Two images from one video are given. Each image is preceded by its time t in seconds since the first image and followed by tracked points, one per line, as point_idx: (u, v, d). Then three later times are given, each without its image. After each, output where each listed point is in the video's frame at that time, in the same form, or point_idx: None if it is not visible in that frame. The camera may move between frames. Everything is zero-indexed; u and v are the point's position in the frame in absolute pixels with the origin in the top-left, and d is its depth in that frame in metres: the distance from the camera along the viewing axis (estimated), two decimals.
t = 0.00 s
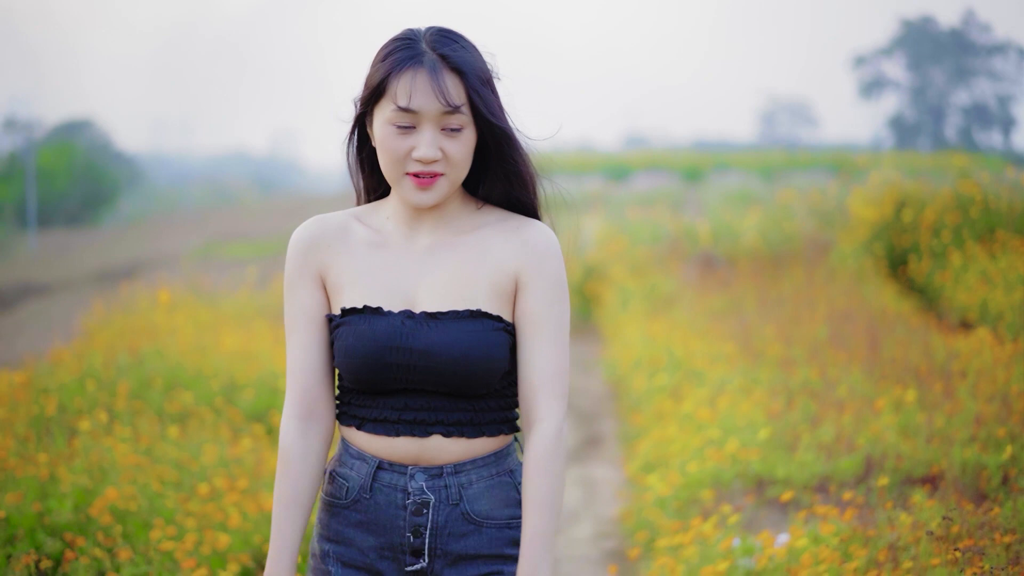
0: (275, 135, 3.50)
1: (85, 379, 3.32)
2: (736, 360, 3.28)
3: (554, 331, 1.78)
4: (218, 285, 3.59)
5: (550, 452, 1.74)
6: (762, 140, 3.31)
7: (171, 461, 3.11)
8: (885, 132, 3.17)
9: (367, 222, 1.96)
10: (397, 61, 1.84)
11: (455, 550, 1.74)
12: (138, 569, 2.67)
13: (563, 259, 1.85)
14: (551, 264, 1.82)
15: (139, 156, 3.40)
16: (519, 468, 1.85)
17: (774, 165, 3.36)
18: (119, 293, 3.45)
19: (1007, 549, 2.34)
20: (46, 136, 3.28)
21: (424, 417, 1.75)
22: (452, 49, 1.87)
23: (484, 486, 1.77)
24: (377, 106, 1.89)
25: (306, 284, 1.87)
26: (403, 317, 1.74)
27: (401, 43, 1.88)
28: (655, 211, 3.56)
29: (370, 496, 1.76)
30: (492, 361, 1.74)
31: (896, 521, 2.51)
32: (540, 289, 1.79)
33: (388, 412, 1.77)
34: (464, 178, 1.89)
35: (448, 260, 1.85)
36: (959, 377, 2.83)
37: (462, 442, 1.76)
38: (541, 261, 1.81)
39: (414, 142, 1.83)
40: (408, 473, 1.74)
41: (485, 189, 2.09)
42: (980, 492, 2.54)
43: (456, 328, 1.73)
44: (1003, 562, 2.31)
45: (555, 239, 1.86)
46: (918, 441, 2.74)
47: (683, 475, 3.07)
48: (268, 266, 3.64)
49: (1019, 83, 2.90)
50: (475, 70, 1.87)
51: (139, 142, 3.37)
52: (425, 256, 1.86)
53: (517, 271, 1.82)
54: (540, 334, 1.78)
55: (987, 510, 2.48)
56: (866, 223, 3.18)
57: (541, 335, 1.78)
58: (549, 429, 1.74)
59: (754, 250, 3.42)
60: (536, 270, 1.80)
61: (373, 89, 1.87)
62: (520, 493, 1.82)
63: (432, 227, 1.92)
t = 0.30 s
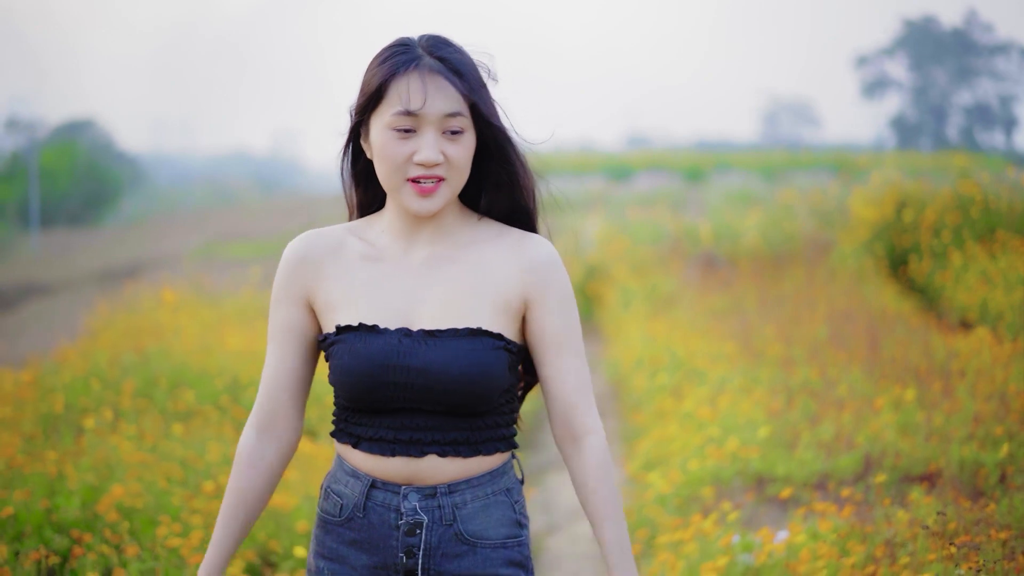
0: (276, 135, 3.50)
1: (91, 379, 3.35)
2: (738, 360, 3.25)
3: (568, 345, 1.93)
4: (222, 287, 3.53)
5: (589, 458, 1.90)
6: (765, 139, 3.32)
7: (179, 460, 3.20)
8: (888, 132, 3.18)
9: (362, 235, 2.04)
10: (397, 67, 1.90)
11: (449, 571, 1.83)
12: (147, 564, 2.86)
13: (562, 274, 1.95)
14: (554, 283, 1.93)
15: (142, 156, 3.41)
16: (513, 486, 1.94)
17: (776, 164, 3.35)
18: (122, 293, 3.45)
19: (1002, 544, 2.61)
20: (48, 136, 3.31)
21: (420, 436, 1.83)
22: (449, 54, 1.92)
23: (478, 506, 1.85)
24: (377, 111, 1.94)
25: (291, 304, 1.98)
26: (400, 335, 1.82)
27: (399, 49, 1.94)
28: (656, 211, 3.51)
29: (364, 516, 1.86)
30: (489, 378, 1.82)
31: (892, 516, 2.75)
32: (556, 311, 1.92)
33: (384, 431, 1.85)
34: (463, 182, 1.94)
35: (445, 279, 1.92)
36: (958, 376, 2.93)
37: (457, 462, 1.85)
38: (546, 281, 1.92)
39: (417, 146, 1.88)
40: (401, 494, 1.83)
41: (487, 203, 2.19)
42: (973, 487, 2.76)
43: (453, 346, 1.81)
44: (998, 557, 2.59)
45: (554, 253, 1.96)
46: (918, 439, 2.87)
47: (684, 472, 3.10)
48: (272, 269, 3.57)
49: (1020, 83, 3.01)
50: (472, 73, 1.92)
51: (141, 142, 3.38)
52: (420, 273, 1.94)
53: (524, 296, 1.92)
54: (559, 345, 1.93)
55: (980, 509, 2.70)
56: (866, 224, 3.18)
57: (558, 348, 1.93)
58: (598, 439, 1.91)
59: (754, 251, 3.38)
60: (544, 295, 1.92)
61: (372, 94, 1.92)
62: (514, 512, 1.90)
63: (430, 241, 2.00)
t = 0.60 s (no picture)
0: (279, 134, 3.52)
1: (96, 379, 3.37)
2: (738, 360, 3.28)
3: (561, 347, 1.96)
4: (223, 285, 3.57)
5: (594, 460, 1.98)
6: (767, 140, 3.33)
7: (183, 460, 3.23)
8: (890, 132, 3.19)
9: (352, 244, 2.06)
10: (387, 60, 1.93)
11: None
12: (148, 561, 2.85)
13: (553, 276, 1.95)
14: (545, 287, 1.93)
15: (143, 157, 3.42)
16: (512, 490, 1.96)
17: (776, 164, 3.35)
18: (127, 294, 3.46)
19: (997, 542, 2.58)
20: (50, 136, 3.31)
21: (412, 451, 1.83)
22: (434, 50, 1.98)
23: (477, 515, 1.87)
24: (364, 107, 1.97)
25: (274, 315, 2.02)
26: (386, 348, 1.82)
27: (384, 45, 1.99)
28: (657, 212, 3.52)
29: (363, 536, 1.87)
30: (479, 387, 1.82)
31: (890, 514, 2.74)
32: (550, 317, 1.94)
33: (376, 447, 1.86)
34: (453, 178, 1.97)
35: (433, 286, 1.93)
36: (956, 375, 2.93)
37: (452, 474, 1.86)
38: (538, 288, 1.93)
39: (408, 139, 1.91)
40: (397, 511, 1.84)
41: (481, 205, 2.23)
42: (972, 486, 2.75)
43: (440, 358, 1.81)
44: (994, 553, 2.55)
45: (544, 254, 1.97)
46: (916, 437, 2.88)
47: (684, 471, 3.13)
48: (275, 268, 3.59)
49: None
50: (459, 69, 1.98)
51: (142, 142, 3.40)
52: (410, 280, 1.95)
53: (517, 302, 1.92)
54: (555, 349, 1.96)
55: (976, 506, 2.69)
56: (867, 224, 3.18)
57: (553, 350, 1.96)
58: (613, 434, 1.97)
59: (755, 250, 3.39)
60: (537, 299, 1.93)
61: (360, 89, 1.95)
62: (514, 516, 1.92)
63: (417, 248, 2.01)
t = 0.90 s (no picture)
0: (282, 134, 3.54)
1: (102, 378, 3.40)
2: (738, 359, 3.30)
3: (547, 335, 1.97)
4: (225, 286, 3.58)
5: (581, 449, 1.99)
6: (769, 140, 3.34)
7: (187, 458, 3.28)
8: (892, 132, 3.20)
9: (333, 240, 2.06)
10: (372, 47, 1.96)
11: None
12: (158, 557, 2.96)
13: (541, 263, 1.97)
14: (533, 275, 1.96)
15: (145, 156, 3.43)
16: (511, 482, 1.97)
17: (778, 164, 3.36)
18: (131, 295, 3.49)
19: (990, 537, 2.60)
20: (52, 136, 3.33)
21: (408, 446, 1.85)
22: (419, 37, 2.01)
23: (477, 509, 1.88)
24: (348, 95, 1.98)
25: (263, 313, 2.02)
26: (378, 341, 1.83)
27: (367, 34, 2.01)
28: (658, 212, 3.53)
29: (363, 536, 1.88)
30: (471, 376, 1.83)
31: (886, 511, 2.74)
32: (537, 305, 1.96)
33: (372, 443, 1.87)
34: (440, 164, 1.98)
35: (421, 277, 1.94)
36: (953, 374, 2.93)
37: (449, 467, 1.87)
38: (523, 275, 1.95)
39: (395, 124, 1.92)
40: (397, 509, 1.85)
41: (464, 195, 2.25)
42: (971, 485, 2.74)
43: (432, 348, 1.82)
44: (986, 548, 2.57)
45: (532, 242, 1.99)
46: (914, 435, 2.88)
47: (683, 468, 3.14)
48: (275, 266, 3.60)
49: None
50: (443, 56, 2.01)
51: (144, 142, 3.42)
52: (397, 272, 1.95)
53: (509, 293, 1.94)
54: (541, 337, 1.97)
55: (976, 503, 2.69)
56: (868, 223, 3.20)
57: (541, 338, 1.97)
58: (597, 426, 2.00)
59: (755, 250, 3.40)
60: (523, 286, 1.95)
61: (345, 76, 1.97)
62: (515, 508, 1.94)
63: (404, 238, 2.02)
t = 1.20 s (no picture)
0: (284, 133, 3.54)
1: (106, 375, 3.41)
2: (737, 355, 3.29)
3: (533, 332, 1.96)
4: (228, 286, 3.57)
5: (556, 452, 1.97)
6: (771, 139, 3.34)
7: (191, 454, 3.28)
8: (894, 132, 3.20)
9: (327, 236, 2.07)
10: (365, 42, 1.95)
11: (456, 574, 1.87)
12: (164, 551, 3.05)
13: (534, 257, 1.98)
14: (524, 269, 1.96)
15: (147, 156, 3.44)
16: (508, 475, 1.99)
17: (781, 164, 3.37)
18: (132, 293, 3.49)
19: (983, 531, 2.66)
20: (54, 137, 3.35)
21: (405, 439, 1.86)
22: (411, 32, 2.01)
23: (475, 501, 1.89)
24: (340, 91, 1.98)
25: (264, 314, 2.02)
26: (373, 335, 1.84)
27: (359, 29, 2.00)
28: (659, 212, 3.55)
29: (361, 528, 1.89)
30: (468, 369, 1.85)
31: (881, 505, 2.79)
32: (522, 304, 1.95)
33: (368, 437, 1.88)
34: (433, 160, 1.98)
35: (415, 270, 1.95)
36: (951, 371, 2.96)
37: (445, 460, 1.89)
38: (515, 269, 1.95)
39: (389, 120, 1.92)
40: (396, 501, 1.86)
41: (456, 189, 2.23)
42: (968, 482, 2.77)
43: (428, 341, 1.83)
44: (978, 542, 2.63)
45: (526, 235, 2.00)
46: (911, 431, 2.89)
47: (681, 465, 3.15)
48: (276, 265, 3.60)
49: None
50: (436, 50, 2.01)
51: (145, 142, 3.43)
52: (393, 266, 1.96)
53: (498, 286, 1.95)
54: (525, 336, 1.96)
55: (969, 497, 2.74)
56: (868, 223, 3.22)
57: (525, 337, 1.96)
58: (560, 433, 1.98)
59: (756, 250, 3.41)
60: (514, 280, 1.95)
61: (337, 73, 1.96)
62: (513, 500, 1.95)
63: (398, 232, 2.03)
